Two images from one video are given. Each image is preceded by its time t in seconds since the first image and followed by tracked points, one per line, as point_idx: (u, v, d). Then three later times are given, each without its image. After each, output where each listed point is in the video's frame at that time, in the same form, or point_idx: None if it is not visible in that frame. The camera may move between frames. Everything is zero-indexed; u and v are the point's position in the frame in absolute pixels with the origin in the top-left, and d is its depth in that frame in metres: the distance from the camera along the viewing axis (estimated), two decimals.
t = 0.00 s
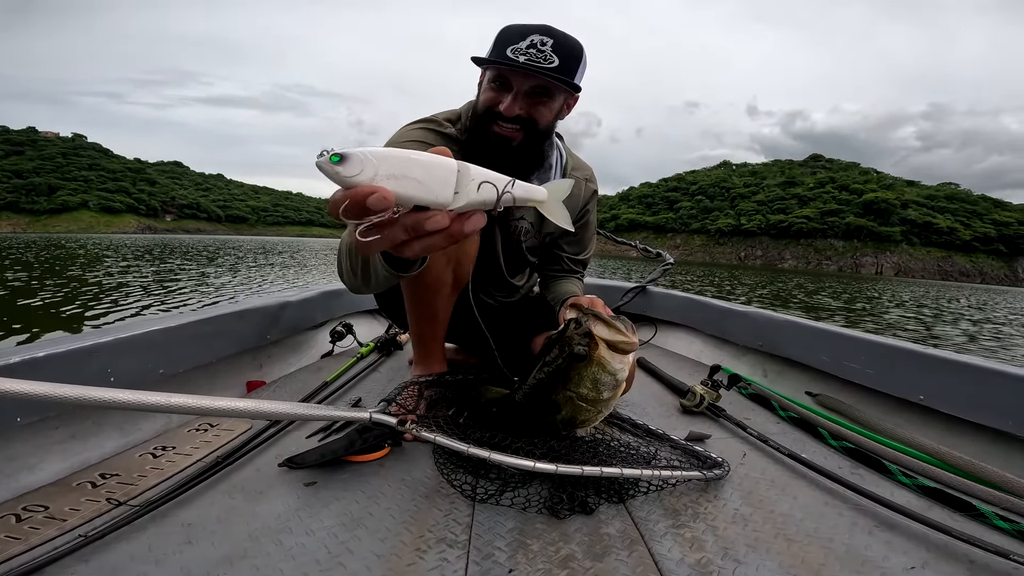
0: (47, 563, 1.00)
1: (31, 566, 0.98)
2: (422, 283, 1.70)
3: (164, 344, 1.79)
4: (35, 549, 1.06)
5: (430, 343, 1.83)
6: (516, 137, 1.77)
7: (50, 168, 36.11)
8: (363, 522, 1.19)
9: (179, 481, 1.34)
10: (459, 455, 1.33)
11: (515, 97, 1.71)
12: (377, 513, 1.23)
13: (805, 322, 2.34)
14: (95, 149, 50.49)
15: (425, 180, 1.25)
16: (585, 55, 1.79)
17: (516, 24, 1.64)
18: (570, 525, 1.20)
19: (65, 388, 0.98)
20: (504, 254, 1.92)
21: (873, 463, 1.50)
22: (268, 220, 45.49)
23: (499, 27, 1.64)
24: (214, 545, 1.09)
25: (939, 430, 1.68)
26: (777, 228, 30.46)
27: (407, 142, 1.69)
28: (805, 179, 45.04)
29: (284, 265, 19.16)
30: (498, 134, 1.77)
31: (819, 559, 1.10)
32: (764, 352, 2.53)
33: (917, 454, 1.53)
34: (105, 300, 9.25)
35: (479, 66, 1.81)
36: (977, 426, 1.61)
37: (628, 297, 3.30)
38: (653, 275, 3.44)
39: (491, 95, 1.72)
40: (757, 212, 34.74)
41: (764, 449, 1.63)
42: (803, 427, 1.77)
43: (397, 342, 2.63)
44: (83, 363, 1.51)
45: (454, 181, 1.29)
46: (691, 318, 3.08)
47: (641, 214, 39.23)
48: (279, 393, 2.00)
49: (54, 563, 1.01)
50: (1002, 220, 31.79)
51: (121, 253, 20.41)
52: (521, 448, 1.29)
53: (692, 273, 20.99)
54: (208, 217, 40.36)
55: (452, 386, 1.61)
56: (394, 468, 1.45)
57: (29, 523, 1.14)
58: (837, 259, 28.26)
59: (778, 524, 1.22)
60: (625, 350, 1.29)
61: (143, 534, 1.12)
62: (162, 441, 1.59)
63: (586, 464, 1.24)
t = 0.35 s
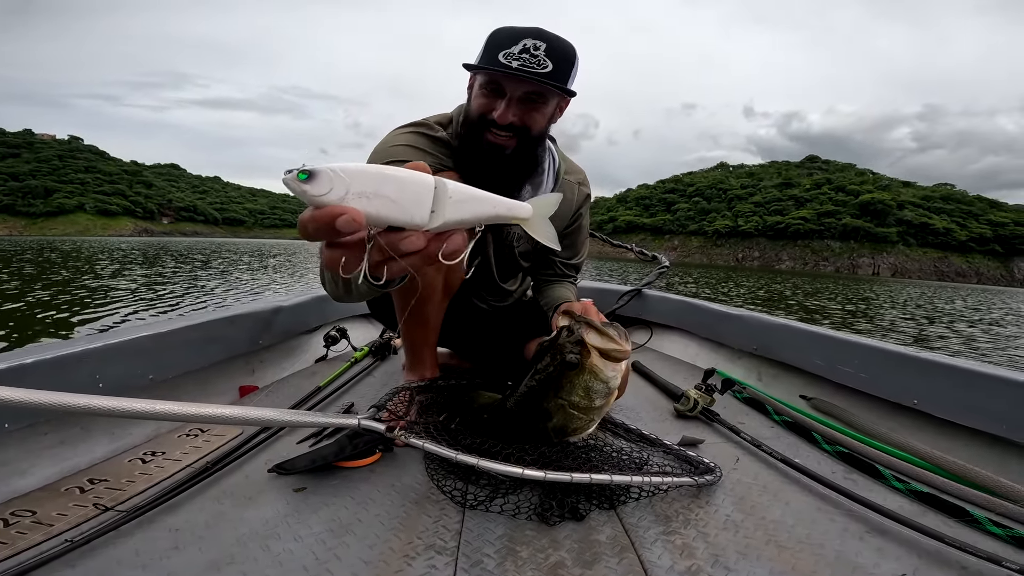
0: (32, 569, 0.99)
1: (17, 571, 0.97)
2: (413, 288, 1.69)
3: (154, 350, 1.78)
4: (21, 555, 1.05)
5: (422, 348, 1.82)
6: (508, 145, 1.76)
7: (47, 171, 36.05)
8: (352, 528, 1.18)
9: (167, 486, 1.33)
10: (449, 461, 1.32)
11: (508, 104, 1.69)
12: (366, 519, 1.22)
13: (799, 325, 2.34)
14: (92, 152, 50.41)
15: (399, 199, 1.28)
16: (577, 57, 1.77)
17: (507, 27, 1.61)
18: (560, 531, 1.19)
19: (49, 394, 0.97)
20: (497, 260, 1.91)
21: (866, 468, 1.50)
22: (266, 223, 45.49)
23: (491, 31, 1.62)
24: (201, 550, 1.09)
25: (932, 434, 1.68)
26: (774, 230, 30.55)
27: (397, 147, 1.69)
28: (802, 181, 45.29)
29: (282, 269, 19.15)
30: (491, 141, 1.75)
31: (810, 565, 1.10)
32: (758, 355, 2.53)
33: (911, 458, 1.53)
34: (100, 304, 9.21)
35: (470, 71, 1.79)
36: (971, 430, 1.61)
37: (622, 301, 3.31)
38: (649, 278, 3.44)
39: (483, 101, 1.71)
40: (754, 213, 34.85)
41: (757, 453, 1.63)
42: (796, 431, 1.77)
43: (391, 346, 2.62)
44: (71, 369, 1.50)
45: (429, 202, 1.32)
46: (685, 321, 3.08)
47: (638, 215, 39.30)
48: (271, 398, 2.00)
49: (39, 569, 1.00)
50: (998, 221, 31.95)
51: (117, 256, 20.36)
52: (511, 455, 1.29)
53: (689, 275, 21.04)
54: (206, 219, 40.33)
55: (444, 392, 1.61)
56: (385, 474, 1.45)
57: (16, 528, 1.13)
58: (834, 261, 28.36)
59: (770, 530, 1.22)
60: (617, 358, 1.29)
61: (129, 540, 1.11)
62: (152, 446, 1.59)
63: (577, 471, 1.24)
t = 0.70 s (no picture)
0: (18, 572, 0.98)
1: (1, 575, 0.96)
2: (407, 295, 1.68)
3: (145, 353, 1.77)
4: (7, 558, 1.04)
5: (418, 353, 1.82)
6: (514, 155, 1.74)
7: (43, 173, 35.93)
8: (342, 533, 1.17)
9: (156, 489, 1.32)
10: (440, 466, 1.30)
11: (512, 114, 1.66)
12: (356, 523, 1.21)
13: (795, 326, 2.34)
14: (88, 154, 50.29)
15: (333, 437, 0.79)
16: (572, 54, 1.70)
17: (507, 33, 1.53)
18: (553, 536, 1.18)
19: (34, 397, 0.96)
20: (491, 264, 1.89)
21: (862, 470, 1.49)
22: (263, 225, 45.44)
23: (489, 38, 1.54)
24: (189, 555, 1.08)
25: (928, 436, 1.68)
26: (771, 231, 30.66)
27: (387, 149, 1.63)
28: (798, 182, 45.51)
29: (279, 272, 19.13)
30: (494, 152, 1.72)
31: (804, 570, 1.09)
32: (754, 357, 2.52)
33: (907, 461, 1.52)
34: (95, 306, 9.20)
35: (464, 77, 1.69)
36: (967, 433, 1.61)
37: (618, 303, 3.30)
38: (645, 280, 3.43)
39: (484, 112, 1.65)
40: (751, 214, 34.97)
41: (753, 456, 1.62)
42: (792, 433, 1.77)
43: (386, 349, 2.61)
44: (59, 373, 1.49)
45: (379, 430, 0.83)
46: (681, 323, 3.07)
47: (635, 216, 39.38)
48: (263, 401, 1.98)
49: (25, 572, 0.99)
50: (994, 221, 32.13)
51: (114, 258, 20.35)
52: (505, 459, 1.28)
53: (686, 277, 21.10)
54: (202, 222, 40.25)
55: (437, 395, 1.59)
56: (376, 478, 1.43)
57: (2, 531, 1.12)
58: (830, 262, 28.46)
59: (764, 534, 1.21)
60: (611, 362, 1.28)
61: (117, 544, 1.10)
62: (142, 449, 1.57)
63: (570, 475, 1.23)
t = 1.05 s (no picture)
0: (9, 571, 0.97)
1: None
2: (404, 299, 1.68)
3: (139, 354, 1.76)
4: None
5: (414, 356, 1.82)
6: (505, 150, 1.74)
7: (40, 176, 35.86)
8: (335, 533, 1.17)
9: (150, 490, 1.32)
10: (434, 466, 1.30)
11: (498, 112, 1.64)
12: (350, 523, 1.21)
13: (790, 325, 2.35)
14: (85, 157, 50.23)
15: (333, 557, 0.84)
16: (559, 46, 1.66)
17: (482, 32, 1.51)
18: (548, 536, 1.18)
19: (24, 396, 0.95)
20: (487, 265, 1.89)
21: (858, 470, 1.49)
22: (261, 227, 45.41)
23: (466, 38, 1.52)
24: (182, 554, 1.07)
25: (925, 435, 1.69)
26: (768, 232, 30.78)
27: (380, 153, 1.56)
28: (795, 183, 45.72)
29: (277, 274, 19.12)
30: (488, 150, 1.73)
31: (800, 570, 1.09)
32: (751, 357, 2.53)
33: (902, 460, 1.52)
34: (91, 309, 9.16)
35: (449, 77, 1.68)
36: (963, 433, 1.61)
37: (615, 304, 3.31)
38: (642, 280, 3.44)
39: (470, 112, 1.64)
40: (748, 215, 35.09)
41: (749, 456, 1.62)
42: (788, 432, 1.78)
43: (382, 350, 2.61)
44: (52, 374, 1.48)
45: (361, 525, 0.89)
46: (678, 323, 3.08)
47: (633, 218, 39.47)
48: (258, 402, 1.98)
49: (17, 571, 0.99)
50: (990, 222, 32.31)
51: (110, 261, 20.28)
52: (499, 460, 1.28)
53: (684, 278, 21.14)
54: (200, 224, 40.23)
55: (432, 395, 1.59)
56: (370, 478, 1.43)
57: None
58: (827, 263, 28.56)
59: (759, 534, 1.21)
60: (607, 367, 1.27)
61: (109, 544, 1.09)
62: (136, 450, 1.56)
63: (564, 474, 1.22)
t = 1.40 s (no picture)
0: None
1: None
2: (393, 300, 1.67)
3: (134, 356, 1.75)
4: None
5: (407, 357, 1.81)
6: (494, 142, 1.71)
7: (37, 178, 35.80)
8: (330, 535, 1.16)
9: (144, 492, 1.31)
10: (431, 468, 1.29)
11: (486, 101, 1.63)
12: (346, 525, 1.20)
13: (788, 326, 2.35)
14: (83, 159, 50.16)
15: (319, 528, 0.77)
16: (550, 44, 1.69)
17: (470, 22, 1.56)
18: (544, 538, 1.17)
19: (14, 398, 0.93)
20: (481, 264, 1.88)
21: (857, 471, 1.49)
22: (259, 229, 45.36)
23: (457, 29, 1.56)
24: (176, 556, 1.06)
25: (924, 435, 1.69)
26: (766, 233, 30.89)
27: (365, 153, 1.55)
28: (792, 183, 45.85)
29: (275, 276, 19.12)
30: (474, 142, 1.71)
31: (798, 572, 1.08)
32: (748, 357, 2.52)
33: (900, 460, 1.52)
34: (90, 311, 9.15)
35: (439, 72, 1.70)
36: (961, 432, 1.61)
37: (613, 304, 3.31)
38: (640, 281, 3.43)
39: (460, 101, 1.64)
40: (746, 216, 35.18)
41: (747, 457, 1.62)
42: (785, 433, 1.77)
43: (380, 352, 2.61)
44: (46, 376, 1.47)
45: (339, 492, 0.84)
46: (676, 323, 3.07)
47: (632, 219, 39.52)
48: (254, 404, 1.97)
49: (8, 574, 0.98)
50: (986, 222, 32.46)
51: (108, 263, 20.25)
52: (495, 461, 1.27)
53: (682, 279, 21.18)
54: (198, 226, 40.21)
55: (428, 397, 1.58)
56: (366, 480, 1.42)
57: None
58: (825, 263, 28.66)
59: (757, 535, 1.20)
60: (601, 369, 1.27)
61: (101, 546, 1.08)
62: (130, 452, 1.55)
63: (561, 476, 1.22)
